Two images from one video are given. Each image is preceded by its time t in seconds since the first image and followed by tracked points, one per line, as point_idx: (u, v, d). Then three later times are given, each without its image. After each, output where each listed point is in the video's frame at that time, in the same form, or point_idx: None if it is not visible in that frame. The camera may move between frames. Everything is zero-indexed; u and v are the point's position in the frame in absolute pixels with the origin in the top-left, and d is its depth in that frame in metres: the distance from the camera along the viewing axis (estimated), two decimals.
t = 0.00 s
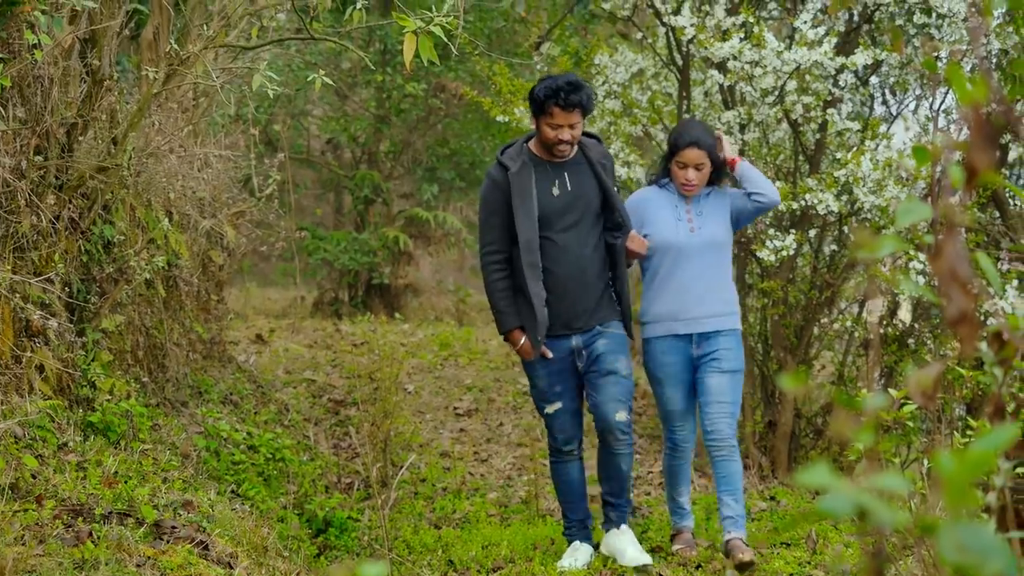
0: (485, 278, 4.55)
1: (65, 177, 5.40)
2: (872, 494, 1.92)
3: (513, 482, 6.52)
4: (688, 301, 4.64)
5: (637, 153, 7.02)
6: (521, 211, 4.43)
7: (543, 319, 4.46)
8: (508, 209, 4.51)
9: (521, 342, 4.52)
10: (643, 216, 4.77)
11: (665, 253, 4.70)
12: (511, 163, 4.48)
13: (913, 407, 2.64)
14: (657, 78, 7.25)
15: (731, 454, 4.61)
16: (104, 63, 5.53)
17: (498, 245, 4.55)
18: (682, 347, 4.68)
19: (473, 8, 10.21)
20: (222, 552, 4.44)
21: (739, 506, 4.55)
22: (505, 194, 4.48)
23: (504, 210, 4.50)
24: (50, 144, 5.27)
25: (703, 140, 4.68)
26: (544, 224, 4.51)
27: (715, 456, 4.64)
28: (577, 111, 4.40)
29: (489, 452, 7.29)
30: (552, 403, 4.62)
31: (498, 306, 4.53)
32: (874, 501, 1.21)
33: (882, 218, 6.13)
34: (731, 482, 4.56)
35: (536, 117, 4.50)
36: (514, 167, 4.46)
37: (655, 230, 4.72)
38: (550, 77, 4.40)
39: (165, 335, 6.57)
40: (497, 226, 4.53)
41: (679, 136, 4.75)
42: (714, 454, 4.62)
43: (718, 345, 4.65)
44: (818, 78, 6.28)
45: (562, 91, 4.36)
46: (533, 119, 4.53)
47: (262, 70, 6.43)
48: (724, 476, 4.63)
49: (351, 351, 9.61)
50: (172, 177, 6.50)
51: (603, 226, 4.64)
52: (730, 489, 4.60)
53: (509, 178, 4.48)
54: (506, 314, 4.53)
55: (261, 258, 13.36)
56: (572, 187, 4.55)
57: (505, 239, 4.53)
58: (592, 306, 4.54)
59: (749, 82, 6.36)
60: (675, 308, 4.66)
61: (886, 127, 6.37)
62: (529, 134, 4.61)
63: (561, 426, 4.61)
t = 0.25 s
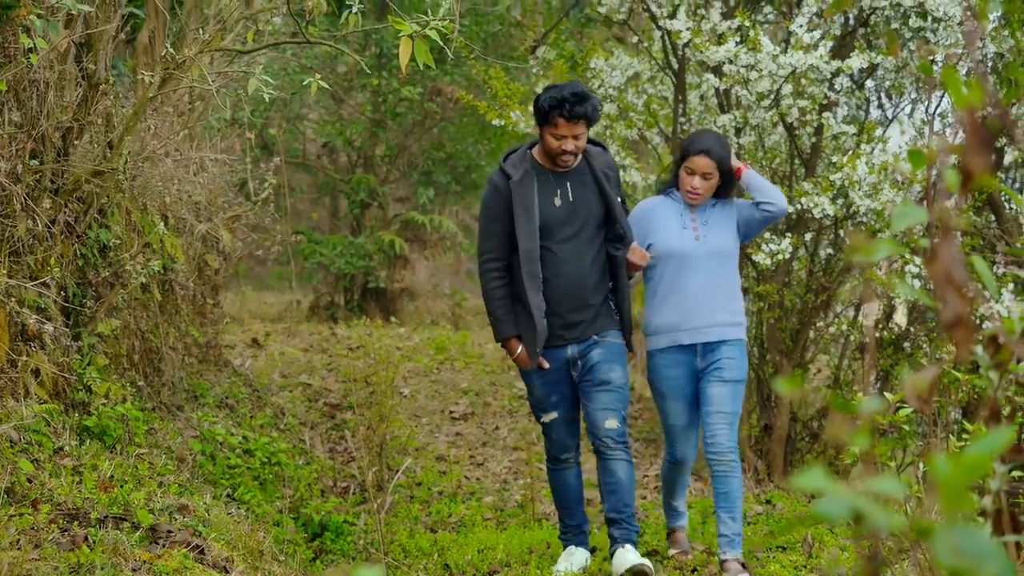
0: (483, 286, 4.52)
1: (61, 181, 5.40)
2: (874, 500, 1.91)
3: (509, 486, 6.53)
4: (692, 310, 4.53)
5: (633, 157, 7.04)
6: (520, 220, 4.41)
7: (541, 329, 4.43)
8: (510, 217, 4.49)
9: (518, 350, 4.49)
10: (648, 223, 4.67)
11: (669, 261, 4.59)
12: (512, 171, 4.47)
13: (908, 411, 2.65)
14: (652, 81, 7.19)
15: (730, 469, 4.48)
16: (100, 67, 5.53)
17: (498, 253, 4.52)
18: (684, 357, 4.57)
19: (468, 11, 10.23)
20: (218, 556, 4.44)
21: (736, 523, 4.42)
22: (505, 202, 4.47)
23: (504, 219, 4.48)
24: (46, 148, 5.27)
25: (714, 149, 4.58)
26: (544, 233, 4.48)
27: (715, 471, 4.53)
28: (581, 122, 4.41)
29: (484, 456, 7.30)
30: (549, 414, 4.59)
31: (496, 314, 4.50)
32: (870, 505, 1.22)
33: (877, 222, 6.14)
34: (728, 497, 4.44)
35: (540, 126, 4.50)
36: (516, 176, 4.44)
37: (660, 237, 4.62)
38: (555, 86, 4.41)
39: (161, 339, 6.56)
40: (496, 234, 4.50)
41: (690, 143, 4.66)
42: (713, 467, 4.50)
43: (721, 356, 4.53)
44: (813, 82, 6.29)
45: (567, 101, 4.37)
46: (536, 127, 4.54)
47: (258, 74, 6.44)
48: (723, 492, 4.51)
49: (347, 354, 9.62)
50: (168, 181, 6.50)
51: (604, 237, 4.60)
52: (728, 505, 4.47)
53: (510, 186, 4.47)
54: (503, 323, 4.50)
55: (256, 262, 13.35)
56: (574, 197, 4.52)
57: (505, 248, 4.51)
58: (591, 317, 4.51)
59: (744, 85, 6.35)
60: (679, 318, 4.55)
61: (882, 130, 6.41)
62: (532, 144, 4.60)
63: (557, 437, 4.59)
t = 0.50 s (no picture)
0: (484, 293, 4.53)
1: (55, 185, 5.40)
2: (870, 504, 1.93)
3: (505, 490, 6.53)
4: (696, 313, 4.50)
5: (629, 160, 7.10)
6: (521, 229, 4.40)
7: (538, 339, 4.42)
8: (513, 225, 4.49)
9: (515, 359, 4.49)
10: (651, 222, 4.65)
11: (672, 263, 4.57)
12: (516, 179, 4.45)
13: (904, 416, 2.66)
14: (647, 85, 7.20)
15: (732, 477, 4.48)
16: (95, 71, 5.53)
17: (500, 261, 4.52)
18: (688, 360, 4.55)
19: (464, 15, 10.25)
20: (214, 560, 4.44)
21: (735, 531, 4.44)
22: (509, 210, 4.46)
23: (506, 226, 4.48)
24: (41, 152, 5.27)
25: (721, 148, 4.53)
26: (547, 243, 4.46)
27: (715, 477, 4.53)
28: (590, 133, 4.37)
29: (479, 459, 7.30)
30: (545, 424, 4.59)
31: (495, 322, 4.51)
32: (864, 509, 1.20)
33: (872, 225, 6.16)
34: (729, 506, 4.45)
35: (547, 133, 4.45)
36: (519, 184, 4.43)
37: (662, 237, 4.59)
38: (562, 94, 4.36)
39: (156, 343, 6.56)
40: (499, 242, 4.50)
41: (696, 141, 4.61)
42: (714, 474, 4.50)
43: (725, 360, 4.51)
44: (808, 86, 6.33)
45: (575, 112, 4.32)
46: (544, 134, 4.50)
47: (253, 78, 6.45)
48: (723, 499, 4.51)
49: (342, 359, 9.62)
50: (163, 185, 6.50)
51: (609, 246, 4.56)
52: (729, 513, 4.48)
53: (513, 194, 4.46)
54: (502, 331, 4.51)
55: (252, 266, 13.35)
56: (578, 206, 4.49)
57: (507, 256, 4.50)
58: (592, 328, 4.47)
59: (740, 89, 6.36)
60: (682, 320, 4.52)
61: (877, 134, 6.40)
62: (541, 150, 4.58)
63: (554, 447, 4.59)
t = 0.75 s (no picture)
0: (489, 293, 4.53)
1: (51, 188, 5.40)
2: (865, 508, 1.94)
3: (501, 494, 6.54)
4: (696, 313, 4.46)
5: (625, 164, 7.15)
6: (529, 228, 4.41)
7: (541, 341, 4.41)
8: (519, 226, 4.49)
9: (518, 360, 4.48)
10: (652, 223, 4.62)
11: (671, 263, 4.53)
12: (524, 179, 4.46)
13: (899, 419, 2.67)
14: (643, 89, 7.24)
15: (731, 484, 4.50)
16: (91, 75, 5.53)
17: (505, 261, 4.52)
18: (687, 361, 4.50)
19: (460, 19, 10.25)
20: (210, 564, 4.44)
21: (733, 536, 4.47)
22: (516, 209, 4.46)
23: (513, 226, 4.48)
24: (37, 155, 5.26)
25: (722, 147, 4.48)
26: (553, 243, 4.46)
27: (714, 482, 4.54)
28: (600, 132, 4.35)
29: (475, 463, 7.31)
30: (544, 431, 4.56)
31: (499, 322, 4.51)
32: (861, 513, 1.20)
33: (868, 228, 6.18)
34: (728, 513, 4.47)
35: (557, 131, 4.43)
36: (527, 183, 4.43)
37: (663, 237, 4.56)
38: (573, 94, 4.36)
39: (152, 347, 6.56)
40: (506, 241, 4.50)
41: (698, 141, 4.58)
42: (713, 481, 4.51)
43: (725, 363, 4.48)
44: (804, 89, 6.32)
45: (586, 111, 4.30)
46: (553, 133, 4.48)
47: (249, 82, 6.45)
48: (720, 504, 4.53)
49: (338, 362, 9.62)
50: (159, 189, 6.50)
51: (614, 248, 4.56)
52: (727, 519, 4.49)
53: (521, 193, 4.46)
54: (506, 331, 4.50)
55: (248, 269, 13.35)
56: (586, 208, 4.49)
57: (513, 256, 4.51)
58: (597, 330, 4.47)
59: (735, 92, 6.39)
60: (682, 321, 4.48)
61: (873, 137, 6.42)
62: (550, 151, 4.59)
63: (551, 454, 4.55)
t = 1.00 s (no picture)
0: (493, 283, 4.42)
1: (50, 189, 5.40)
2: (864, 508, 1.94)
3: (500, 494, 6.54)
4: (700, 319, 4.46)
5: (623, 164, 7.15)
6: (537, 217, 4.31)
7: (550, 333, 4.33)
8: (525, 216, 4.39)
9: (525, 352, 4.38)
10: (653, 225, 4.60)
11: (673, 267, 4.51)
12: (531, 167, 4.36)
13: (897, 420, 2.67)
14: (642, 89, 7.28)
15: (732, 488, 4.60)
16: (89, 75, 5.53)
17: (509, 252, 4.42)
18: (691, 366, 4.50)
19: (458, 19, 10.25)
20: (208, 564, 4.44)
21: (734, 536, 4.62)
22: (522, 198, 4.36)
23: (519, 216, 4.38)
24: (36, 156, 5.26)
25: (722, 150, 4.48)
26: (560, 234, 4.38)
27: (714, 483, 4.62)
28: (607, 121, 4.28)
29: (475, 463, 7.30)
30: (545, 424, 4.42)
31: (504, 314, 4.41)
32: (859, 513, 1.20)
33: (867, 229, 6.18)
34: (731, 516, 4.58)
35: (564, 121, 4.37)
36: (534, 172, 4.33)
37: (664, 241, 4.55)
38: (582, 81, 4.28)
39: (151, 347, 6.56)
40: (510, 231, 4.40)
41: (698, 143, 4.57)
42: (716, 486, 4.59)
43: (729, 369, 4.49)
44: (803, 90, 6.31)
45: (593, 99, 4.23)
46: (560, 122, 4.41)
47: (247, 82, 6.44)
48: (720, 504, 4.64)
49: (337, 363, 9.62)
50: (157, 189, 6.50)
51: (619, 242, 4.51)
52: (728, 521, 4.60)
53: (527, 182, 4.36)
54: (512, 322, 4.40)
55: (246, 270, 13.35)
56: (592, 199, 4.42)
57: (518, 246, 4.41)
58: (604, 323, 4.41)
59: (734, 93, 6.40)
60: (686, 326, 4.48)
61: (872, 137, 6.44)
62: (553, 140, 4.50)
63: (551, 449, 4.41)
